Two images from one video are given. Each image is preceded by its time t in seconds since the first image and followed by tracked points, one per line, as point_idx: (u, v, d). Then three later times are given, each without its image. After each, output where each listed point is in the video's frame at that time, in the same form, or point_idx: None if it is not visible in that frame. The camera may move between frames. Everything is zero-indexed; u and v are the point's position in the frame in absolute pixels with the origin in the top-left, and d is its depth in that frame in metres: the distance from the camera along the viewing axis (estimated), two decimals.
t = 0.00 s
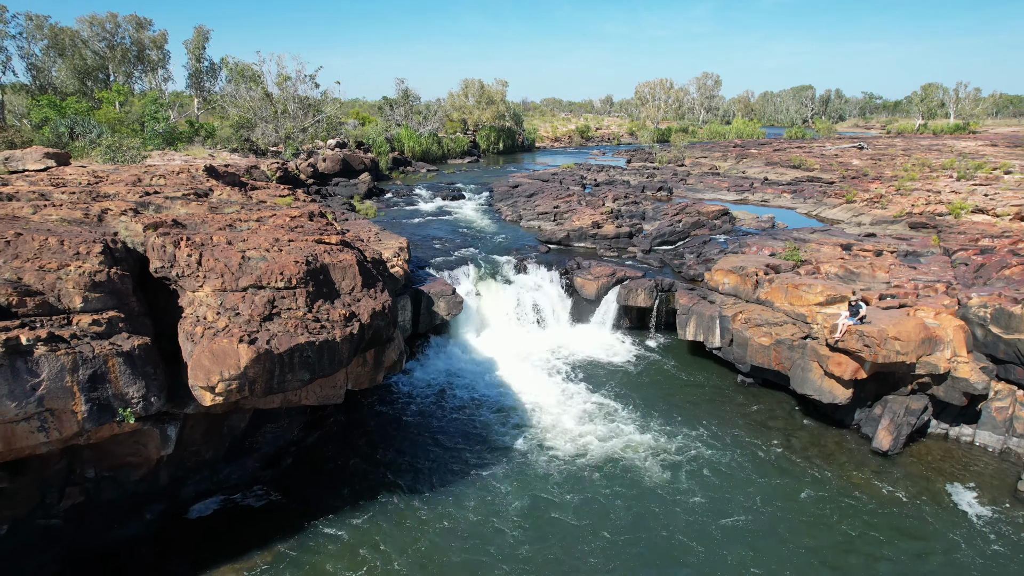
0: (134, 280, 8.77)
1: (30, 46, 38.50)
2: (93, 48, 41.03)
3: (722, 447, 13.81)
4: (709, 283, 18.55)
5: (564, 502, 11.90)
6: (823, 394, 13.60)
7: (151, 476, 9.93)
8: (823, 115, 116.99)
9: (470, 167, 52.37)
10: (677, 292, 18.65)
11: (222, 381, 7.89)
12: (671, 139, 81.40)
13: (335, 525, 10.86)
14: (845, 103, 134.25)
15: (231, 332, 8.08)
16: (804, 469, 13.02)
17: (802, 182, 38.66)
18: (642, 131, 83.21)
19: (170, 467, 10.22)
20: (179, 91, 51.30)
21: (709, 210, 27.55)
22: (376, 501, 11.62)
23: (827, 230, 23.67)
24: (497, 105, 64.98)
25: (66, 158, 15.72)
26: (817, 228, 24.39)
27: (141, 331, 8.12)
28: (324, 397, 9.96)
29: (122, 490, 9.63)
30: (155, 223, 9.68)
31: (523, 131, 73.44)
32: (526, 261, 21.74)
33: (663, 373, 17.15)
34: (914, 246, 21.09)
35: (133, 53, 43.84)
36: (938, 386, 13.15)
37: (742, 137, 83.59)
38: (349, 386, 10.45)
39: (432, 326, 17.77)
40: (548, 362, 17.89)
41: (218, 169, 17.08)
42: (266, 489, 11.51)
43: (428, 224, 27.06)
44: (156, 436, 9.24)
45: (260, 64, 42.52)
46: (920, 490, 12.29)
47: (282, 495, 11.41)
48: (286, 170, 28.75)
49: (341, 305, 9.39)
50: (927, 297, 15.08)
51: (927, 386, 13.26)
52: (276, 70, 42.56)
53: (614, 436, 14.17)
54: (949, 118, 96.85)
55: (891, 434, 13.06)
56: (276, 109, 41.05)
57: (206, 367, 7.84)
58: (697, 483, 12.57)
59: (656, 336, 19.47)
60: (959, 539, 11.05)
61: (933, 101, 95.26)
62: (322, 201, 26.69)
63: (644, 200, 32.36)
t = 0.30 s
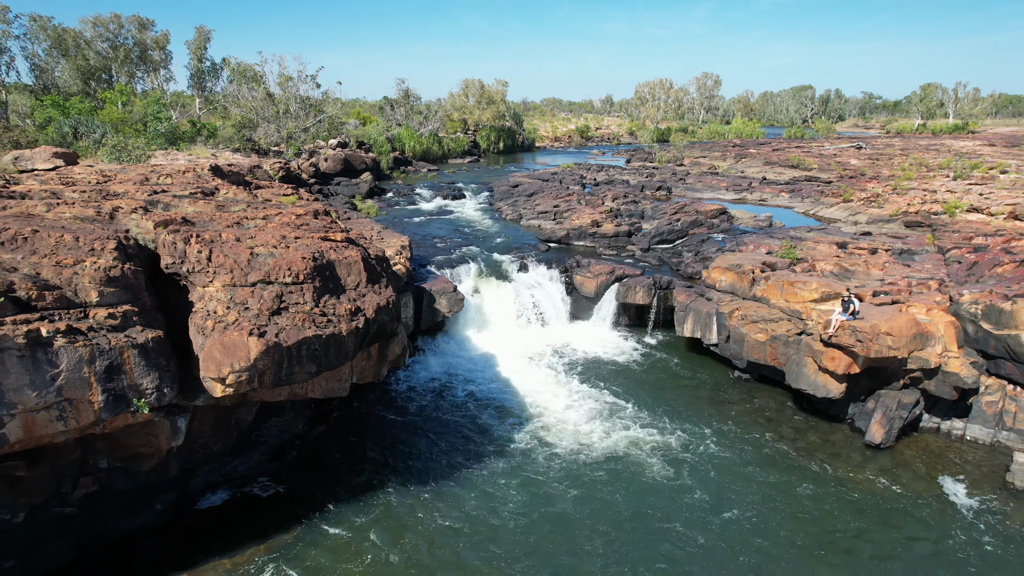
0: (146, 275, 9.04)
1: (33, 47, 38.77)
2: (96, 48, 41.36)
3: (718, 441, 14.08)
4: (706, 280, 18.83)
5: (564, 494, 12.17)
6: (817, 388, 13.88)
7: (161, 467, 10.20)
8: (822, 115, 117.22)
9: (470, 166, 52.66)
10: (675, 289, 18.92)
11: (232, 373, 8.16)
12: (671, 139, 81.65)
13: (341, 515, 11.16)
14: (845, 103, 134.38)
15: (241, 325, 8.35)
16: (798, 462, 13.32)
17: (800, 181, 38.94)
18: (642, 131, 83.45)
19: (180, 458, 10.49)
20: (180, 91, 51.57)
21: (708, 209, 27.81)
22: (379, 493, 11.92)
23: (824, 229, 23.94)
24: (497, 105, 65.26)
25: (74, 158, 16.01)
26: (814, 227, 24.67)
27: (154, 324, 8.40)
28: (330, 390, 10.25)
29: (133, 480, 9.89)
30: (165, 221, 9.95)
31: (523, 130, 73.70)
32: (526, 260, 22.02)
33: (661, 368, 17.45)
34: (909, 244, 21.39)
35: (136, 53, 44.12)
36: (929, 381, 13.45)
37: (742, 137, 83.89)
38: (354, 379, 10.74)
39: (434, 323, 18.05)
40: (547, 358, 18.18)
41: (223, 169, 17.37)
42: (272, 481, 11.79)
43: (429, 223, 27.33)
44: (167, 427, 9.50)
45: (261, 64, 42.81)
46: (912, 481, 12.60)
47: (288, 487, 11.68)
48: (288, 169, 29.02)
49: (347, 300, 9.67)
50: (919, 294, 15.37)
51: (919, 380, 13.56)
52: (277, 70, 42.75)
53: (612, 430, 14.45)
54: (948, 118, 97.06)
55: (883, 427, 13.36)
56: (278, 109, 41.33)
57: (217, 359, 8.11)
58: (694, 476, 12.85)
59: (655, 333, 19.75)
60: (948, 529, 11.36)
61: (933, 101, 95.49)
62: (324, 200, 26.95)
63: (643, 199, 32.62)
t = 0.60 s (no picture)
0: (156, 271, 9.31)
1: (37, 47, 39.04)
2: (98, 49, 41.64)
3: (715, 436, 14.36)
4: (704, 278, 19.08)
5: (563, 486, 12.45)
6: (812, 383, 14.15)
7: (171, 458, 10.48)
8: (822, 114, 117.46)
9: (471, 166, 52.93)
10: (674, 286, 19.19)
11: (242, 365, 8.42)
12: (670, 139, 81.89)
13: (346, 505, 11.42)
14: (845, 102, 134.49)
15: (250, 319, 8.61)
16: (793, 456, 13.61)
17: (799, 181, 39.21)
18: (642, 131, 83.72)
19: (189, 450, 10.76)
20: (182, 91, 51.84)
21: (706, 208, 28.07)
22: (383, 484, 12.19)
23: (820, 227, 24.23)
24: (497, 105, 65.53)
25: (82, 157, 16.28)
26: (811, 225, 24.94)
27: (165, 318, 8.66)
28: (335, 383, 10.54)
29: (144, 471, 10.19)
30: (174, 218, 10.22)
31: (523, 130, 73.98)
32: (526, 258, 22.30)
33: (659, 365, 17.73)
34: (904, 243, 21.68)
35: (139, 53, 44.41)
36: (921, 375, 13.75)
37: (741, 137, 84.15)
38: (359, 373, 11.04)
39: (435, 320, 18.31)
40: (547, 355, 18.46)
41: (228, 168, 17.65)
42: (278, 473, 12.06)
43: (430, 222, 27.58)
44: (176, 419, 9.76)
45: (263, 64, 43.09)
46: (904, 474, 12.89)
47: (294, 479, 11.94)
48: (290, 168, 29.28)
49: (352, 295, 9.96)
50: (913, 291, 15.66)
51: (911, 375, 13.85)
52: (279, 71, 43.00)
53: (610, 425, 14.73)
54: (947, 118, 97.29)
55: (876, 421, 13.67)
56: (280, 109, 41.58)
57: (227, 352, 8.36)
58: (690, 469, 13.13)
59: (653, 330, 20.03)
60: (938, 519, 11.65)
61: (932, 101, 95.70)
62: (326, 199, 27.21)
63: (642, 199, 32.88)
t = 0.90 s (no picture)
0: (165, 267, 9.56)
1: (38, 47, 39.23)
2: (99, 49, 41.86)
3: (709, 429, 14.64)
4: (700, 276, 19.35)
5: (562, 479, 12.74)
6: (805, 378, 14.43)
7: (178, 450, 10.75)
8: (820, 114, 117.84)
9: (470, 166, 53.23)
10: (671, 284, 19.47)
11: (250, 358, 8.65)
12: (669, 138, 82.17)
13: (350, 497, 11.69)
14: (843, 102, 134.83)
15: (258, 313, 8.86)
16: (787, 449, 13.90)
17: (796, 180, 39.51)
18: (641, 131, 84.03)
19: (195, 443, 11.02)
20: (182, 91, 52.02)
21: (703, 207, 28.35)
22: (386, 476, 12.47)
23: (816, 226, 24.52)
24: (497, 105, 65.79)
25: (87, 156, 16.52)
26: (807, 224, 25.22)
27: (174, 312, 8.91)
28: (339, 376, 10.81)
29: (152, 462, 10.45)
30: (182, 216, 10.48)
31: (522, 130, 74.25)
32: (525, 256, 22.57)
33: (655, 361, 18.03)
34: (898, 241, 21.99)
35: (140, 54, 44.64)
36: (913, 370, 14.06)
37: (740, 137, 84.48)
38: (362, 368, 11.34)
39: (436, 317, 18.57)
40: (545, 351, 18.73)
41: (231, 168, 17.92)
42: (282, 465, 12.33)
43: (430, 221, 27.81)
44: (184, 412, 10.02)
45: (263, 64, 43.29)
46: (896, 467, 13.19)
47: (297, 471, 12.21)
48: (291, 168, 29.51)
49: (356, 291, 10.24)
50: (905, 288, 15.95)
51: (903, 369, 14.15)
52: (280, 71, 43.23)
53: (607, 419, 15.01)
54: (945, 118, 97.68)
55: (869, 415, 13.97)
56: (281, 109, 41.79)
57: (236, 345, 8.61)
58: (686, 462, 13.40)
59: (651, 327, 20.30)
60: (928, 510, 11.96)
61: (931, 101, 96.10)
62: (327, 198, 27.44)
63: (640, 198, 33.15)
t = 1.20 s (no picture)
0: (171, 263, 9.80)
1: (36, 47, 39.32)
2: (97, 49, 41.97)
3: (703, 423, 14.94)
4: (695, 273, 19.66)
5: (560, 471, 13.03)
6: (797, 372, 14.74)
7: (183, 443, 10.97)
8: (816, 114, 118.50)
9: (467, 165, 53.48)
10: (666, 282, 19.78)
11: (254, 351, 8.90)
12: (666, 138, 82.57)
13: (352, 488, 11.97)
14: (839, 102, 135.48)
15: (262, 308, 9.11)
16: (779, 442, 14.21)
17: (790, 179, 39.88)
18: (637, 131, 84.40)
19: (199, 436, 11.25)
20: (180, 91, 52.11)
21: (698, 206, 28.67)
22: (387, 469, 12.75)
23: (810, 224, 24.88)
24: (494, 105, 66.04)
25: (90, 156, 16.72)
26: (801, 223, 25.57)
27: (181, 307, 9.16)
28: (340, 370, 11.09)
29: (158, 455, 10.68)
30: (186, 214, 10.73)
31: (519, 130, 74.51)
32: (522, 255, 22.86)
33: (650, 357, 18.34)
34: (890, 239, 22.36)
35: (138, 54, 45.01)
36: (901, 364, 14.39)
37: (736, 137, 84.96)
38: (362, 362, 11.62)
39: (434, 314, 18.84)
40: (542, 348, 19.03)
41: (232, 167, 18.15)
42: (284, 458, 12.58)
43: (428, 220, 28.04)
44: (189, 405, 10.24)
45: (262, 64, 43.47)
46: (885, 458, 13.54)
47: (300, 464, 12.47)
48: (290, 168, 29.72)
49: (357, 286, 10.52)
50: (895, 284, 16.29)
51: (892, 364, 14.47)
52: (278, 71, 43.43)
53: (603, 414, 15.30)
54: (940, 118, 98.38)
55: (858, 408, 14.30)
56: (279, 109, 41.96)
57: (241, 339, 8.86)
58: (680, 455, 13.69)
59: (646, 324, 20.60)
60: (916, 499, 12.30)
61: (926, 101, 96.80)
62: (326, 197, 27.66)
63: (636, 197, 33.45)
